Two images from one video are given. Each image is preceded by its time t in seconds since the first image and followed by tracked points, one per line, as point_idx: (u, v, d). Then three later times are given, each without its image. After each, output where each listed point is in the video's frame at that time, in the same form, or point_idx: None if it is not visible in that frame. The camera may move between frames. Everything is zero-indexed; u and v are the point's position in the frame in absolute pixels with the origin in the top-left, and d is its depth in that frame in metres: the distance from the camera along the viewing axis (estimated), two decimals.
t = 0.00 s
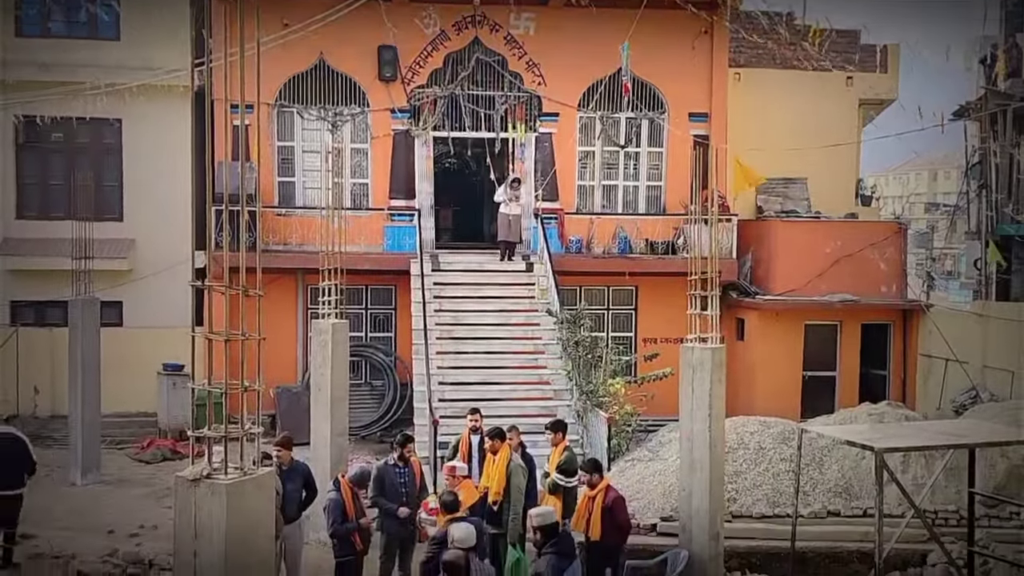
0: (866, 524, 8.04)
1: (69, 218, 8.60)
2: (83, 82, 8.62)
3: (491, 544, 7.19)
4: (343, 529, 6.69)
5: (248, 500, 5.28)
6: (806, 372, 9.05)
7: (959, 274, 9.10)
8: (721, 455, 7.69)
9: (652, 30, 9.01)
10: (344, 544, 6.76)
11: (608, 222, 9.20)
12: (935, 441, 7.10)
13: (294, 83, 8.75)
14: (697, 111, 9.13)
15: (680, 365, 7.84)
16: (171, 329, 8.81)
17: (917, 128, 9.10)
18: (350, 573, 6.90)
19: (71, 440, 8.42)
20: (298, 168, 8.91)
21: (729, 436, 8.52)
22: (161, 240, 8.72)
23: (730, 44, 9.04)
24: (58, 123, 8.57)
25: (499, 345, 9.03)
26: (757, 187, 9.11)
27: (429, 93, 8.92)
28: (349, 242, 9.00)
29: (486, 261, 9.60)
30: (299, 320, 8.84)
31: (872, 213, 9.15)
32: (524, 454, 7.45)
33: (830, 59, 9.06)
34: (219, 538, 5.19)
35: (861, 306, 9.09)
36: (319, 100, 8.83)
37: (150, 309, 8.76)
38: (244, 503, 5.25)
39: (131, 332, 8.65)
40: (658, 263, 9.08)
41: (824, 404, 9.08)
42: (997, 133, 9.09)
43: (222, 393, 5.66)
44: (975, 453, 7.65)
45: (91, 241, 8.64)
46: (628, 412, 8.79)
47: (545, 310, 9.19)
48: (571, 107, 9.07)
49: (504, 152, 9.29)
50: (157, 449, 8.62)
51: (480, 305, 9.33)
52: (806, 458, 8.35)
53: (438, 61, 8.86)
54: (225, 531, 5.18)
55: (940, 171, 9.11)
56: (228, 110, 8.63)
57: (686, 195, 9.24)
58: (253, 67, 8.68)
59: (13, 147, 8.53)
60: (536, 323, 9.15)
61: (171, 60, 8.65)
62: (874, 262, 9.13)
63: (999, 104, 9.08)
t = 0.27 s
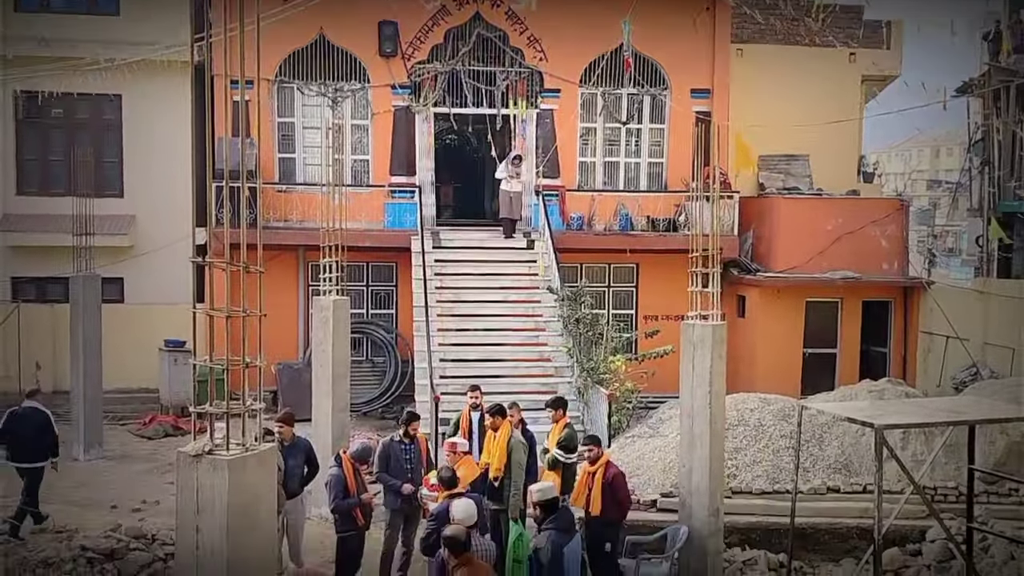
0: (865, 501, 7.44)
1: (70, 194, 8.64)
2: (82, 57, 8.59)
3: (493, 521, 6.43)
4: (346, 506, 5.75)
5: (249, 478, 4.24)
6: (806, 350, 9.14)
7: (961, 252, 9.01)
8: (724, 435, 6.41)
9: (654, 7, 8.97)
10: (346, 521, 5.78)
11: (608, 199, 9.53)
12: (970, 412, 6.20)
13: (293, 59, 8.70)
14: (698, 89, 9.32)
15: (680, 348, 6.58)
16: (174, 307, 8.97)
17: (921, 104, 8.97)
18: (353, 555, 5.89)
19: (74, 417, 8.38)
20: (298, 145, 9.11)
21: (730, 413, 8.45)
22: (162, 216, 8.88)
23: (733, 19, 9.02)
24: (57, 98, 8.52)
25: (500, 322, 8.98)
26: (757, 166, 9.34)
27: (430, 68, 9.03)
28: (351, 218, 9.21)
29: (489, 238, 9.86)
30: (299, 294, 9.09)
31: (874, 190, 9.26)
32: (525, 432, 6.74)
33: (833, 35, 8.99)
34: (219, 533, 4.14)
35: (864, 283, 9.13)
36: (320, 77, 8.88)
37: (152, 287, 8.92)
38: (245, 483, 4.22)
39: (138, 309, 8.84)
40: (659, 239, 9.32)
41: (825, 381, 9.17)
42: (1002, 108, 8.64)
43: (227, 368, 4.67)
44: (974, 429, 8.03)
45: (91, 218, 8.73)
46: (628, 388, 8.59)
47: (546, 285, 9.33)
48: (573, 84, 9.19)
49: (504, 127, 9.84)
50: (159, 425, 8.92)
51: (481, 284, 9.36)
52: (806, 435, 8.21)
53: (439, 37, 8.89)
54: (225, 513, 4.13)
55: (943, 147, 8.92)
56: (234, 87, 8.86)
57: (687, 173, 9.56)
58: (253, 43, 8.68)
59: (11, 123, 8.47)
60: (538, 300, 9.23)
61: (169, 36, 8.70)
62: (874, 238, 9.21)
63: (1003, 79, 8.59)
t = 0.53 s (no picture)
0: (864, 478, 7.38)
1: (71, 170, 8.81)
2: (80, 32, 8.55)
3: (494, 498, 6.20)
4: (347, 483, 5.43)
5: (250, 456, 3.75)
6: (806, 327, 9.39)
7: (962, 230, 9.01)
8: (725, 412, 5.98)
9: None
10: (347, 497, 5.47)
11: (609, 176, 9.73)
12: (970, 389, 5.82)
13: (294, 35, 9.09)
14: (702, 66, 9.52)
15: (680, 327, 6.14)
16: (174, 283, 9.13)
17: (923, 81, 9.00)
18: (352, 534, 5.56)
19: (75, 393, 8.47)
20: (299, 122, 9.50)
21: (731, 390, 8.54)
22: (162, 192, 9.02)
23: None
24: (56, 74, 8.61)
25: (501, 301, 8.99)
26: (756, 143, 9.60)
27: (431, 44, 9.33)
28: (353, 196, 9.44)
29: (489, 216, 9.78)
30: (300, 270, 9.52)
31: (876, 167, 9.47)
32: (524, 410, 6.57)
33: (835, 11, 9.25)
34: (220, 514, 3.62)
35: (864, 261, 9.29)
36: (317, 53, 9.21)
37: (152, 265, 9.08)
38: (247, 460, 3.72)
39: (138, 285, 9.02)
40: (659, 216, 9.58)
41: (824, 357, 9.44)
42: (1005, 85, 8.47)
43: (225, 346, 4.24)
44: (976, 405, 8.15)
45: (92, 195, 8.89)
46: (628, 366, 8.59)
47: (546, 263, 9.29)
48: (574, 61, 9.47)
49: (505, 104, 9.88)
50: (160, 401, 8.94)
51: (481, 261, 9.32)
52: (806, 413, 8.24)
53: (440, 13, 9.31)
54: (227, 492, 3.62)
55: (944, 125, 8.96)
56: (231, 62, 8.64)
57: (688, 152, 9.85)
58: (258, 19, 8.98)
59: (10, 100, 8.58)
60: (539, 278, 9.22)
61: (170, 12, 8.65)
62: (875, 216, 9.32)
63: (1007, 56, 8.26)
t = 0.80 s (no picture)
0: (864, 458, 7.38)
1: (70, 150, 8.90)
2: (78, 10, 8.50)
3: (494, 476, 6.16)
4: (347, 463, 5.43)
5: (251, 436, 3.72)
6: (806, 307, 9.67)
7: (964, 210, 9.06)
8: (726, 392, 5.94)
9: None
10: (347, 476, 5.48)
11: (610, 156, 9.84)
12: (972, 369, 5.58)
13: (289, 14, 9.19)
14: (702, 44, 9.48)
15: (681, 306, 6.06)
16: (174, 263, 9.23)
17: (926, 59, 8.91)
18: (352, 514, 5.54)
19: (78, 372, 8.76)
20: (298, 101, 9.63)
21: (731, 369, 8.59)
22: (161, 171, 9.06)
23: None
24: (55, 53, 8.51)
25: (502, 281, 8.98)
26: (757, 124, 9.62)
27: (431, 23, 9.44)
28: (354, 175, 9.63)
29: (489, 195, 9.79)
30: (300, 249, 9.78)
31: (878, 147, 9.47)
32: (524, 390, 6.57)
33: None
34: (221, 493, 3.62)
35: (864, 241, 9.53)
36: (319, 32, 9.30)
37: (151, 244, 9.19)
38: (248, 440, 3.71)
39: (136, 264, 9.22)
40: (661, 196, 9.73)
41: (824, 337, 9.69)
42: (1010, 62, 8.36)
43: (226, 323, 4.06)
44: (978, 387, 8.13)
45: (92, 173, 9.00)
46: (629, 345, 8.59)
47: (547, 243, 9.31)
48: (576, 40, 9.48)
49: (506, 82, 9.90)
50: (161, 379, 9.11)
51: (482, 240, 9.33)
52: (806, 392, 8.24)
53: None
54: (228, 470, 3.61)
55: (947, 104, 9.00)
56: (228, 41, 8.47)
57: (690, 134, 9.86)
58: None
59: (9, 80, 8.51)
60: (540, 259, 9.21)
61: None
62: (879, 197, 9.53)
63: (1011, 33, 8.23)
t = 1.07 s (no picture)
0: (863, 438, 7.38)
1: (69, 129, 9.15)
2: None
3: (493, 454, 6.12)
4: (347, 444, 5.44)
5: (253, 416, 3.73)
6: (807, 288, 9.68)
7: (965, 190, 9.24)
8: (726, 373, 5.91)
9: None
10: (347, 457, 5.47)
11: (611, 137, 9.83)
12: (972, 348, 5.27)
13: None
14: (703, 24, 9.68)
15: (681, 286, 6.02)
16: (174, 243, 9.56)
17: (928, 40, 9.06)
18: (352, 493, 5.55)
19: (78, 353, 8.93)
20: (299, 81, 9.79)
21: (731, 353, 8.45)
22: (163, 149, 9.24)
23: None
24: (53, 34, 8.94)
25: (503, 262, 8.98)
26: (758, 104, 9.69)
27: (432, 4, 9.66)
28: (355, 156, 9.69)
29: (490, 176, 9.79)
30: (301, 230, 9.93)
31: (880, 127, 9.57)
32: (526, 370, 6.54)
33: None
34: (223, 472, 3.61)
35: (866, 222, 9.51)
36: (318, 12, 9.56)
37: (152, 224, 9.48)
38: (251, 419, 3.71)
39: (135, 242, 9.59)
40: (663, 176, 9.73)
41: (825, 318, 9.79)
42: (1014, 44, 8.37)
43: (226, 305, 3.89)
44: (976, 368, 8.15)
45: (92, 153, 9.18)
46: (629, 327, 8.48)
47: (548, 225, 9.30)
48: (577, 20, 9.79)
49: (506, 63, 9.99)
50: (162, 360, 9.09)
51: (482, 221, 9.31)
52: (806, 373, 8.25)
53: None
54: (229, 450, 3.60)
55: (949, 85, 9.21)
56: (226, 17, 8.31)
57: (691, 114, 9.98)
58: None
59: (9, 61, 9.01)
60: (541, 240, 9.20)
61: None
62: (880, 177, 9.51)
63: (1013, 14, 8.32)
